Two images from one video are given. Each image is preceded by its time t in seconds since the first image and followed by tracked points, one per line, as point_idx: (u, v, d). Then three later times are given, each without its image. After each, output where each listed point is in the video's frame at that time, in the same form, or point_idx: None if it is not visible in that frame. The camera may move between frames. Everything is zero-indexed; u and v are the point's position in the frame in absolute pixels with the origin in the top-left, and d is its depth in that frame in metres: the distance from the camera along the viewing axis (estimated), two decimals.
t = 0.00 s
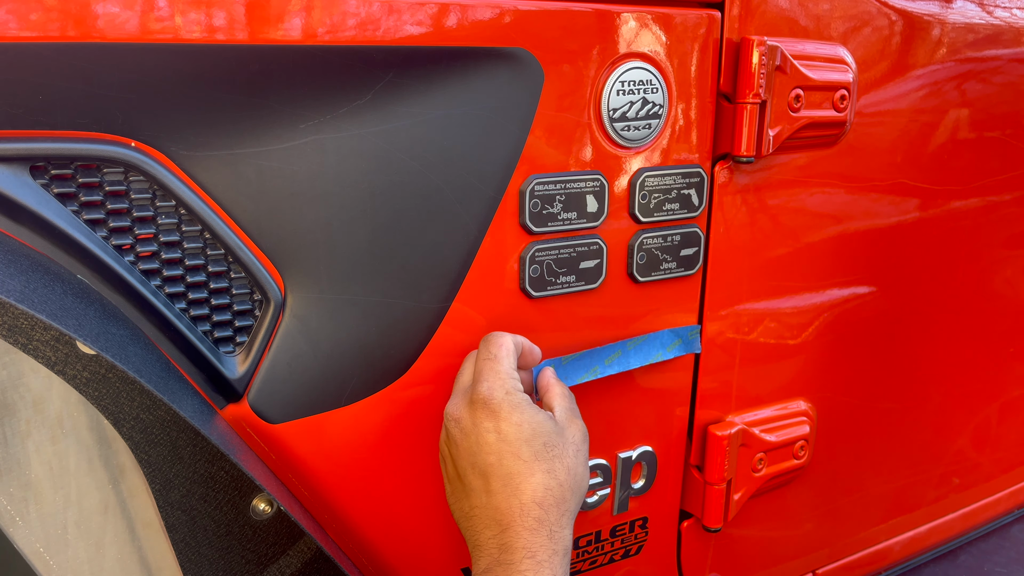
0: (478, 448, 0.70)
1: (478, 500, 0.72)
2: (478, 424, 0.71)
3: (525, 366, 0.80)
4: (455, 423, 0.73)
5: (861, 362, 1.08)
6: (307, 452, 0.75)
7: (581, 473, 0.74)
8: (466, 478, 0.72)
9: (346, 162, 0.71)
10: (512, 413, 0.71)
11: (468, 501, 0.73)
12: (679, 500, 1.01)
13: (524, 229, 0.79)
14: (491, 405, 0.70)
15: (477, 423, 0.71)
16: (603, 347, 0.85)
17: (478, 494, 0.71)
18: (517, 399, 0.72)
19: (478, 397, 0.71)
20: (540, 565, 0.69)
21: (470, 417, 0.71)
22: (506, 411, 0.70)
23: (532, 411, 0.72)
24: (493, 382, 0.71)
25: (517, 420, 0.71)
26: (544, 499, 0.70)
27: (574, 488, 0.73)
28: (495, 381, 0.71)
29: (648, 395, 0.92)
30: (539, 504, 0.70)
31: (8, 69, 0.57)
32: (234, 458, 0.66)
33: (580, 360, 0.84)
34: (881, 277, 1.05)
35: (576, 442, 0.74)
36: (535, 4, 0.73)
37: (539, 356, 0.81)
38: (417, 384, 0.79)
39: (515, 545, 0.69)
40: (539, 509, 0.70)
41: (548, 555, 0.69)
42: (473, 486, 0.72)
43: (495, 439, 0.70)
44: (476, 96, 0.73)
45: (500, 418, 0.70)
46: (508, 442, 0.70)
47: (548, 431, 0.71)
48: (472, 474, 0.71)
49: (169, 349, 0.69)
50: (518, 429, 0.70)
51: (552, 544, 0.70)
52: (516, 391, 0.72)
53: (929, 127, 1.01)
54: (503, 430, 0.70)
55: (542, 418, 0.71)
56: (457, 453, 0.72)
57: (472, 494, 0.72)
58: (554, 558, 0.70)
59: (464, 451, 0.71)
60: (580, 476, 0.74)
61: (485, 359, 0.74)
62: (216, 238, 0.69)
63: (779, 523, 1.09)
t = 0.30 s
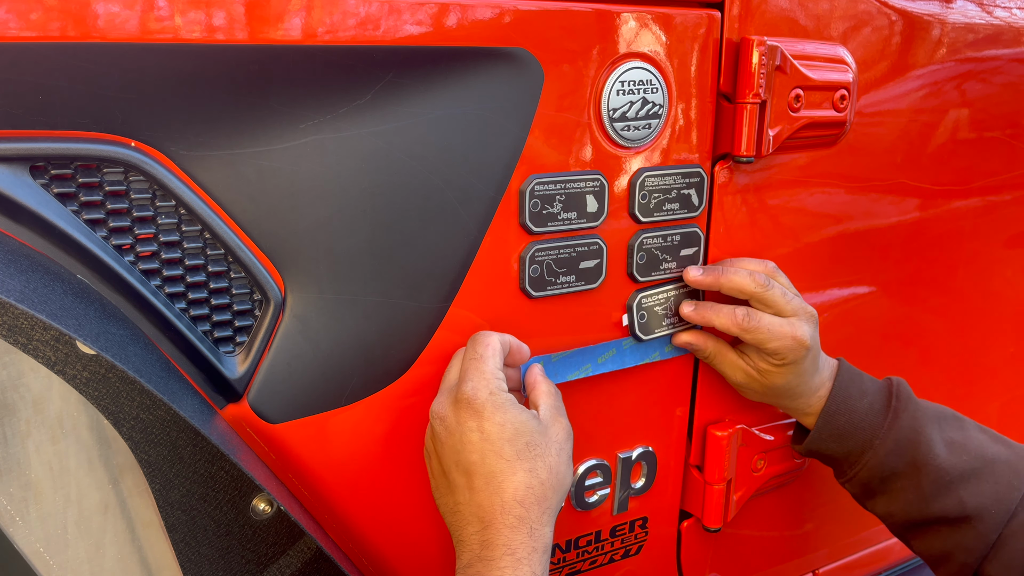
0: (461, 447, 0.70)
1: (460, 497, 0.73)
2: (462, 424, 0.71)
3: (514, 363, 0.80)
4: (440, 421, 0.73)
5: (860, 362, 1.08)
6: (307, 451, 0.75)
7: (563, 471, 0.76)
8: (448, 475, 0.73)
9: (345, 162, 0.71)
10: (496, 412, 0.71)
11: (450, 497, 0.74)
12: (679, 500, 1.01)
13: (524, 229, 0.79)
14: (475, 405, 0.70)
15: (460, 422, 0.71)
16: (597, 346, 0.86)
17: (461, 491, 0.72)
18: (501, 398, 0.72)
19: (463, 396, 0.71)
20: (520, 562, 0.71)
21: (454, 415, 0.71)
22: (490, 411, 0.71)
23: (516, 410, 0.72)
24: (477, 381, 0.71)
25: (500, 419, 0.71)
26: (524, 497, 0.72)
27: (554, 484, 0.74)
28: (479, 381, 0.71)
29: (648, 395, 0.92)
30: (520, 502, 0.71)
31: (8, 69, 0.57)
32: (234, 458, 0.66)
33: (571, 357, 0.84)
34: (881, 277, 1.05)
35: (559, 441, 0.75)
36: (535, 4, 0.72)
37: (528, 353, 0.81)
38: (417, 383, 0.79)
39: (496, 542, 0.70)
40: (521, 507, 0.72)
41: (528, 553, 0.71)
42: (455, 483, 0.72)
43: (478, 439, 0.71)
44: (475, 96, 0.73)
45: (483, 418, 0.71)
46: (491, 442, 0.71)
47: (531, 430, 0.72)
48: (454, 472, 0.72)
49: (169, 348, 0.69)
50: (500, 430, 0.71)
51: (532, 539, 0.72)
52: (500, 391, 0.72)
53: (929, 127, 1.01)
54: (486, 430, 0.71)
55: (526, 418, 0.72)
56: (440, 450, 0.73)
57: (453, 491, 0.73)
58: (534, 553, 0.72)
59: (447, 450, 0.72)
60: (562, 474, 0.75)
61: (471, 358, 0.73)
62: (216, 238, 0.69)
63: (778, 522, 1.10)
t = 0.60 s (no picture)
0: (454, 447, 0.71)
1: (452, 497, 0.73)
2: (455, 424, 0.71)
3: (513, 368, 0.80)
4: (434, 421, 0.73)
5: (860, 361, 1.08)
6: (306, 451, 0.75)
7: (558, 473, 0.76)
8: (442, 475, 0.73)
9: (345, 162, 0.71)
10: (489, 413, 0.71)
11: (443, 497, 0.74)
12: (679, 500, 1.00)
13: (524, 229, 0.79)
14: (468, 405, 0.70)
15: (453, 422, 0.71)
16: (595, 346, 0.86)
17: (453, 491, 0.72)
18: (495, 399, 0.72)
19: (456, 396, 0.71)
20: (511, 565, 0.71)
21: (447, 415, 0.72)
22: (483, 412, 0.71)
23: (509, 412, 0.72)
24: (472, 382, 0.71)
25: (493, 421, 0.71)
26: (516, 499, 0.72)
27: (547, 487, 0.74)
28: (473, 382, 0.71)
29: (648, 395, 0.92)
30: (511, 504, 0.71)
31: (8, 69, 0.57)
32: (234, 458, 0.66)
33: (571, 359, 0.84)
34: (881, 277, 1.05)
35: (554, 443, 0.75)
36: (535, 4, 0.72)
37: (529, 356, 0.81)
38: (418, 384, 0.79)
39: (487, 544, 0.71)
40: (512, 509, 0.72)
41: (519, 555, 0.71)
42: (448, 483, 0.73)
43: (471, 440, 0.71)
44: (475, 96, 0.73)
45: (476, 419, 0.71)
46: (484, 443, 0.71)
47: (523, 432, 0.72)
48: (447, 472, 0.72)
49: (169, 349, 0.69)
50: (493, 431, 0.71)
51: (522, 542, 0.72)
52: (494, 393, 0.72)
53: (929, 127, 1.01)
54: (479, 431, 0.71)
55: (519, 419, 0.72)
56: (434, 450, 0.73)
57: (446, 491, 0.73)
58: (524, 556, 0.72)
59: (440, 450, 0.72)
60: (556, 476, 0.75)
61: (467, 359, 0.74)
62: (216, 238, 0.69)
63: (778, 522, 1.10)
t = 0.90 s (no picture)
0: (453, 447, 0.70)
1: (452, 497, 0.73)
2: (454, 423, 0.71)
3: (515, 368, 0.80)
4: (433, 421, 0.73)
5: (861, 362, 1.08)
6: (306, 452, 0.75)
7: (558, 473, 0.76)
8: (441, 476, 0.73)
9: (345, 162, 0.71)
10: (488, 413, 0.71)
11: (443, 496, 0.74)
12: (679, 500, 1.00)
13: (524, 229, 0.79)
14: (467, 405, 0.70)
15: (453, 422, 0.71)
16: (595, 346, 0.86)
17: (453, 490, 0.72)
18: (494, 399, 0.72)
19: (455, 395, 0.71)
20: (511, 564, 0.71)
21: (446, 415, 0.71)
22: (482, 412, 0.71)
23: (509, 412, 0.72)
24: (471, 381, 0.71)
25: (492, 420, 0.71)
26: (516, 499, 0.72)
27: (547, 487, 0.74)
28: (472, 382, 0.71)
29: (648, 395, 0.92)
30: (511, 504, 0.72)
31: (8, 69, 0.57)
32: (234, 458, 0.66)
33: (570, 359, 0.84)
34: (882, 277, 1.04)
35: (554, 443, 0.75)
36: (535, 4, 0.72)
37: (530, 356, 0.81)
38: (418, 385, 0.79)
39: (487, 544, 0.71)
40: (512, 509, 0.72)
41: (519, 554, 0.71)
42: (447, 483, 0.73)
43: (470, 439, 0.71)
44: (475, 96, 0.73)
45: (475, 419, 0.71)
46: (483, 443, 0.71)
47: (522, 432, 0.72)
48: (447, 473, 0.72)
49: (169, 349, 0.69)
50: (493, 430, 0.71)
51: (522, 541, 0.72)
52: (493, 392, 0.72)
53: (929, 127, 1.01)
54: (478, 430, 0.71)
55: (519, 419, 0.73)
56: (433, 450, 0.73)
57: (446, 490, 0.73)
58: (524, 555, 0.72)
59: (440, 449, 0.72)
60: (556, 476, 0.75)
61: (466, 359, 0.74)
62: (216, 238, 0.69)
63: (779, 522, 1.10)
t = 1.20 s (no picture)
0: (766, 485, 0.71)
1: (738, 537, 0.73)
2: (773, 462, 0.71)
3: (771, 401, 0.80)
4: (740, 449, 0.72)
5: (862, 362, 1.08)
6: (306, 452, 0.75)
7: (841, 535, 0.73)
8: (730, 510, 0.74)
9: (345, 162, 0.71)
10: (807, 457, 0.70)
11: (721, 533, 0.74)
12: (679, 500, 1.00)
13: (524, 229, 0.79)
14: (798, 446, 0.71)
15: (766, 462, 0.71)
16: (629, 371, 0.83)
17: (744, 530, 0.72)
18: (820, 443, 0.71)
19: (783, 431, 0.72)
20: None
21: (766, 451, 0.72)
22: (809, 455, 0.70)
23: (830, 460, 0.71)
24: (790, 416, 0.72)
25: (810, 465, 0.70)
26: (812, 559, 0.69)
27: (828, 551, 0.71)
28: (797, 419, 0.72)
29: (648, 395, 0.92)
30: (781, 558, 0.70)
31: (7, 69, 0.57)
32: (235, 458, 0.65)
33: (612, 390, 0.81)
34: (881, 277, 1.05)
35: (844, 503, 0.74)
36: (535, 4, 0.72)
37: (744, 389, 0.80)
38: (418, 385, 0.79)
39: None
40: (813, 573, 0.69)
41: None
42: (744, 523, 0.73)
43: (789, 482, 0.70)
44: (476, 96, 0.73)
45: (790, 462, 0.70)
46: (801, 490, 0.70)
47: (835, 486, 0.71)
48: (738, 508, 0.73)
49: (169, 348, 0.69)
50: (806, 477, 0.70)
51: None
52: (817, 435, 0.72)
53: (929, 127, 1.01)
54: (800, 476, 0.70)
55: (833, 470, 0.71)
56: (738, 486, 0.73)
57: (733, 529, 0.73)
58: None
59: (744, 486, 0.72)
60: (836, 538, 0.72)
61: (786, 394, 0.75)
62: (216, 238, 0.69)
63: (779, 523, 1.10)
